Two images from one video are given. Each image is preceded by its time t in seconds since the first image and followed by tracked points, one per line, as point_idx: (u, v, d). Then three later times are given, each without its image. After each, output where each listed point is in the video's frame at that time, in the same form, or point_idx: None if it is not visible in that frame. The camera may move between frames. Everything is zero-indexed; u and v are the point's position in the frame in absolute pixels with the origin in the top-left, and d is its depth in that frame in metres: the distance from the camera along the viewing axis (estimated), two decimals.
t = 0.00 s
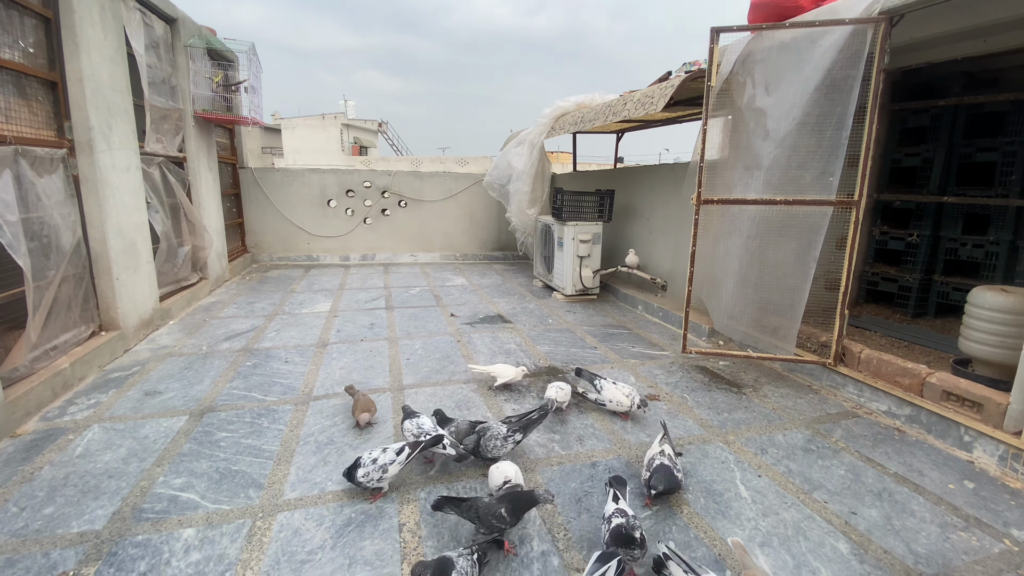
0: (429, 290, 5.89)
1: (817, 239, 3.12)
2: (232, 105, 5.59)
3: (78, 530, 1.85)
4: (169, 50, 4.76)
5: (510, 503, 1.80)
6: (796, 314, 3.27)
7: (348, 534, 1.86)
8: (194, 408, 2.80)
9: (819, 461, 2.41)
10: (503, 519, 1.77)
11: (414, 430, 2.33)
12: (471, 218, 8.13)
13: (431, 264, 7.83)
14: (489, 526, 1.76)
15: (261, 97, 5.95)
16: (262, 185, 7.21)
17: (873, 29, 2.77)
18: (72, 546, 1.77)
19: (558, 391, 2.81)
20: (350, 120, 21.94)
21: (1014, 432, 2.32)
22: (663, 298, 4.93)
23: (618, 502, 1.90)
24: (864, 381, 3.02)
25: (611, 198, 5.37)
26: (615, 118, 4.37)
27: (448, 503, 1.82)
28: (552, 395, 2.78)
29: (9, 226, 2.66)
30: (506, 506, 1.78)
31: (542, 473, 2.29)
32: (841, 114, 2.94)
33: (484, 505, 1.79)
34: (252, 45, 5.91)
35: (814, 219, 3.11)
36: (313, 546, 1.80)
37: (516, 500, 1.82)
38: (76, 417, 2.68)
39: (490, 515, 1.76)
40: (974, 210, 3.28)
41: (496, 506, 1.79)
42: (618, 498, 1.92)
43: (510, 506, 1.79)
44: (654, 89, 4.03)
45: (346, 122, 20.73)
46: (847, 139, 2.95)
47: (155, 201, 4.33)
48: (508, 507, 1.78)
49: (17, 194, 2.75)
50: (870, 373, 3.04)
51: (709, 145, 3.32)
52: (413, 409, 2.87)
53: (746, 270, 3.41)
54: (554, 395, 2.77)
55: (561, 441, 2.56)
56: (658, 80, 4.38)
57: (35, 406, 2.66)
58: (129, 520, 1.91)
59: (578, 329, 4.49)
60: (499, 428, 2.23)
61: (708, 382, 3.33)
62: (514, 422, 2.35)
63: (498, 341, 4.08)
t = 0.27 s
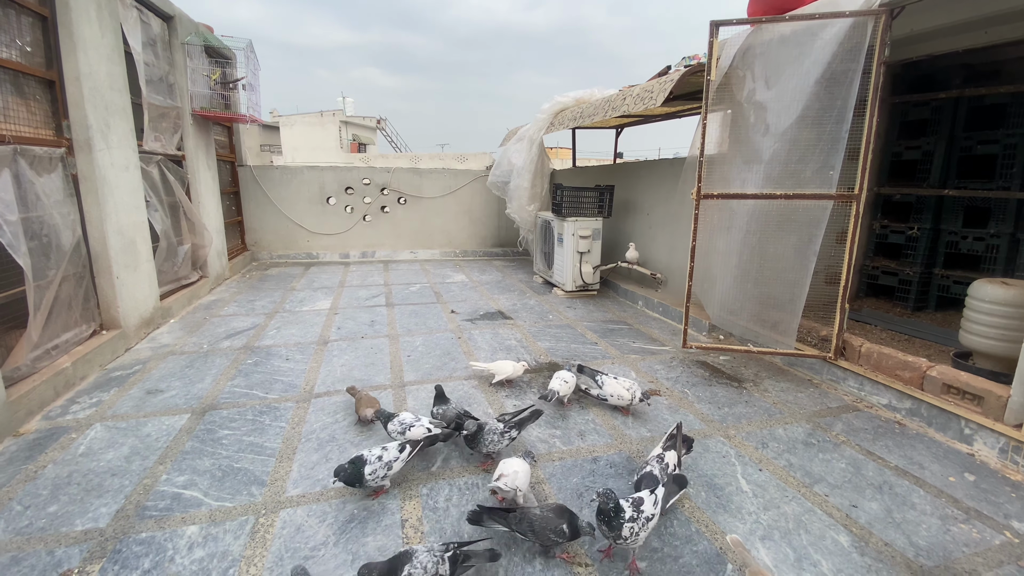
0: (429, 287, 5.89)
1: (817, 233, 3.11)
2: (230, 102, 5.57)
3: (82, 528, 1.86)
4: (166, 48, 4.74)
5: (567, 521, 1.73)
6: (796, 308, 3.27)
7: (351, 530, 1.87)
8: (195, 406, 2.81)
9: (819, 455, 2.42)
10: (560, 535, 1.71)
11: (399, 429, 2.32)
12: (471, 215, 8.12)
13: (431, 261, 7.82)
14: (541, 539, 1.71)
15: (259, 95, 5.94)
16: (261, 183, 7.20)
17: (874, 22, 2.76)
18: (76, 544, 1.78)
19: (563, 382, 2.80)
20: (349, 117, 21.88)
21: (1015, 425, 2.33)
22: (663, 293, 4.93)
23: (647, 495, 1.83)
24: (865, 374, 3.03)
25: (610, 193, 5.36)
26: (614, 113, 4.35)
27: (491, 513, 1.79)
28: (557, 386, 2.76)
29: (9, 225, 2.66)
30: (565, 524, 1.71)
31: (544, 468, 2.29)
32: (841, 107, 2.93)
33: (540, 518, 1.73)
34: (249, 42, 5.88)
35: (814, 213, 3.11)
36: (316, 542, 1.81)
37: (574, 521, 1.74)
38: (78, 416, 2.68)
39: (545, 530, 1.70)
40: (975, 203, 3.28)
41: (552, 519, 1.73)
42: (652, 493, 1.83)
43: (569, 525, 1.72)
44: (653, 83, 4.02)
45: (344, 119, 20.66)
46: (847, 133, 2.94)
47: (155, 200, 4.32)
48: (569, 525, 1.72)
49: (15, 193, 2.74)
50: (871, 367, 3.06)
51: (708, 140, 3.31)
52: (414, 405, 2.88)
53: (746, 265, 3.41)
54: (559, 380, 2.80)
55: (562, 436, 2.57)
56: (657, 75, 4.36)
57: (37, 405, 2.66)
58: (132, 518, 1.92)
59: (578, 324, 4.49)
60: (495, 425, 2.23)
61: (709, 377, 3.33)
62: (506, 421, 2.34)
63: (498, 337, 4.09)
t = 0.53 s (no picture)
0: (430, 286, 5.90)
1: (818, 231, 3.12)
2: (230, 103, 5.57)
3: (86, 530, 1.87)
4: (165, 50, 4.74)
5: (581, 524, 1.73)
6: (797, 307, 3.28)
7: (355, 531, 1.88)
8: (199, 407, 2.81)
9: (821, 452, 2.42)
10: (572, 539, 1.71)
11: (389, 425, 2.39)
12: (471, 214, 8.13)
13: (432, 260, 7.83)
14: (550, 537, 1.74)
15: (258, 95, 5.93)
16: (261, 183, 7.20)
17: (874, 19, 2.77)
18: (81, 546, 1.79)
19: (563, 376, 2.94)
20: (348, 117, 21.86)
21: (1016, 421, 2.33)
22: (664, 291, 4.94)
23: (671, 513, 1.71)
24: (866, 372, 3.03)
25: (611, 192, 5.36)
26: (614, 112, 4.36)
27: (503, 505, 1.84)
28: (557, 377, 2.93)
29: (10, 228, 2.67)
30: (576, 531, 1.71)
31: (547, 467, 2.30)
32: (841, 105, 2.93)
33: (553, 516, 1.75)
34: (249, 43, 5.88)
35: (815, 211, 3.11)
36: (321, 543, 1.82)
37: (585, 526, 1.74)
38: (82, 418, 2.69)
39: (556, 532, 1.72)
40: (975, 200, 3.28)
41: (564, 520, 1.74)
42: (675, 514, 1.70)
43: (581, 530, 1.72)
44: (653, 82, 4.02)
45: (343, 119, 20.65)
46: (847, 131, 2.94)
47: (155, 201, 4.32)
48: (580, 532, 1.71)
49: (17, 196, 2.75)
50: (872, 364, 3.06)
51: (708, 138, 3.32)
52: (417, 405, 2.88)
53: (746, 263, 3.41)
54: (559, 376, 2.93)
55: (565, 436, 2.58)
56: (657, 73, 4.37)
57: (40, 408, 2.67)
58: (137, 520, 1.92)
59: (579, 323, 4.49)
60: (497, 433, 2.24)
61: (710, 375, 3.34)
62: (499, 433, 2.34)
63: (499, 336, 4.09)
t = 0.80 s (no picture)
0: (431, 289, 5.90)
1: (817, 234, 3.13)
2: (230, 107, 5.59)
3: (90, 537, 1.88)
4: (166, 54, 4.75)
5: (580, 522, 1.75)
6: (797, 309, 3.29)
7: (359, 536, 1.89)
8: (201, 412, 2.82)
9: (822, 455, 2.43)
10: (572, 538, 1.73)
11: (363, 445, 2.27)
12: (472, 217, 8.14)
13: (433, 263, 7.84)
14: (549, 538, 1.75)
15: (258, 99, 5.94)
16: (262, 187, 7.21)
17: (873, 22, 2.77)
18: (85, 552, 1.80)
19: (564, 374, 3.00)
20: (348, 119, 21.88)
21: (1015, 423, 2.34)
22: (664, 293, 4.94)
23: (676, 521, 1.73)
24: (866, 374, 3.04)
25: (611, 195, 5.37)
26: (614, 115, 4.37)
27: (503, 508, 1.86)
28: (563, 377, 2.95)
29: (12, 234, 2.68)
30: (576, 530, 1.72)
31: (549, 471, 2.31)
32: (840, 108, 2.94)
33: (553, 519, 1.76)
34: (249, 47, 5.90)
35: (814, 214, 3.12)
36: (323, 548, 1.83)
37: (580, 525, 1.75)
38: (84, 424, 2.70)
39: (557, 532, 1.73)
40: (974, 201, 3.29)
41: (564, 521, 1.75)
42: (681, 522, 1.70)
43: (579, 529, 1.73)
44: (653, 85, 4.03)
45: (343, 121, 20.68)
46: (846, 133, 2.95)
47: (156, 205, 4.33)
48: (580, 528, 1.73)
49: (18, 202, 2.76)
50: (872, 366, 3.08)
51: (707, 141, 3.33)
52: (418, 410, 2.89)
53: (746, 265, 3.42)
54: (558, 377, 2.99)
55: (566, 439, 2.58)
56: (656, 76, 4.38)
57: (43, 413, 2.68)
58: (140, 526, 1.93)
59: (580, 326, 4.50)
60: (464, 458, 2.11)
61: (711, 377, 3.35)
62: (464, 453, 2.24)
63: (500, 339, 4.10)
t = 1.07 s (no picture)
0: (430, 291, 5.90)
1: (816, 234, 3.12)
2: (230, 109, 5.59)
3: (88, 539, 1.87)
4: (165, 57, 4.75)
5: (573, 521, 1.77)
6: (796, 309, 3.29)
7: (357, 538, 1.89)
8: (200, 414, 2.82)
9: (822, 456, 2.42)
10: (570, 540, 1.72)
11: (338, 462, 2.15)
12: (471, 218, 8.14)
13: (432, 264, 7.84)
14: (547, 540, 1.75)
15: (258, 101, 5.95)
16: (262, 188, 7.22)
17: (871, 23, 2.77)
18: (83, 555, 1.79)
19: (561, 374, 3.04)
20: (348, 121, 21.90)
21: (1016, 424, 2.34)
22: (664, 295, 4.94)
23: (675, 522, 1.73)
24: (866, 375, 3.04)
25: (610, 196, 5.38)
26: (613, 116, 4.37)
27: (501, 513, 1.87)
28: (563, 380, 2.98)
29: (11, 236, 2.68)
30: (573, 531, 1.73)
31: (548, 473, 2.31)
32: (838, 109, 2.94)
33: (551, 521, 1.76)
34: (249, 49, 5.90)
35: (813, 215, 3.11)
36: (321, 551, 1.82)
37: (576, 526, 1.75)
38: (83, 426, 2.70)
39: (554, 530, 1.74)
40: (974, 202, 3.28)
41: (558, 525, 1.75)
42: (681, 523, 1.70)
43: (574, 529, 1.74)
44: (652, 86, 4.03)
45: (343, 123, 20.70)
46: (845, 134, 2.95)
47: (156, 207, 4.34)
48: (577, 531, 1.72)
49: (18, 204, 2.76)
50: (872, 368, 3.07)
51: (706, 142, 3.32)
52: (417, 411, 2.88)
53: (745, 266, 3.41)
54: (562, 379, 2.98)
55: (566, 441, 2.58)
56: (655, 77, 4.39)
57: (42, 416, 2.68)
58: (138, 528, 1.93)
59: (579, 327, 4.50)
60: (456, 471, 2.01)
61: (710, 379, 3.34)
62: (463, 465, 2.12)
63: (500, 341, 4.09)
